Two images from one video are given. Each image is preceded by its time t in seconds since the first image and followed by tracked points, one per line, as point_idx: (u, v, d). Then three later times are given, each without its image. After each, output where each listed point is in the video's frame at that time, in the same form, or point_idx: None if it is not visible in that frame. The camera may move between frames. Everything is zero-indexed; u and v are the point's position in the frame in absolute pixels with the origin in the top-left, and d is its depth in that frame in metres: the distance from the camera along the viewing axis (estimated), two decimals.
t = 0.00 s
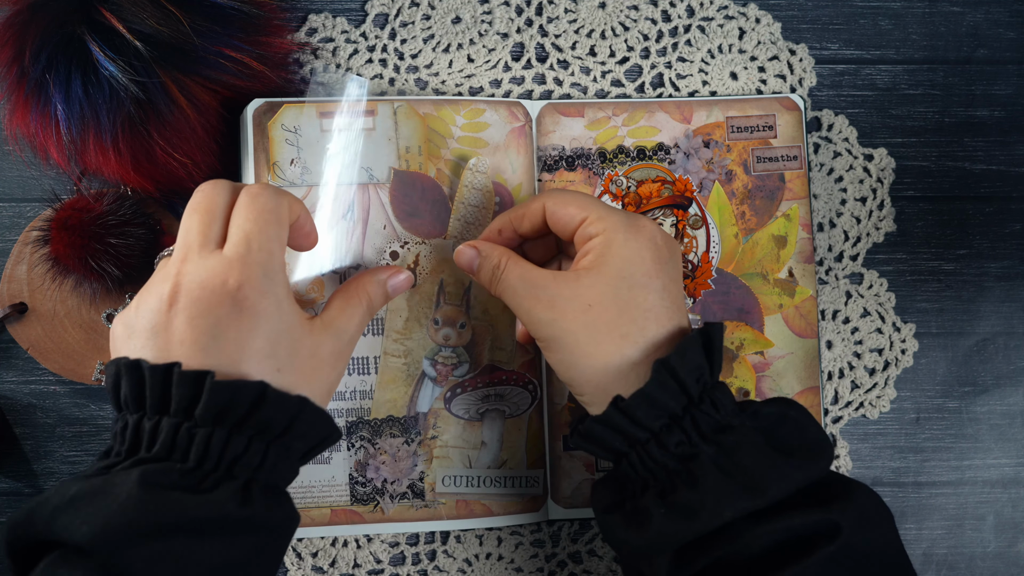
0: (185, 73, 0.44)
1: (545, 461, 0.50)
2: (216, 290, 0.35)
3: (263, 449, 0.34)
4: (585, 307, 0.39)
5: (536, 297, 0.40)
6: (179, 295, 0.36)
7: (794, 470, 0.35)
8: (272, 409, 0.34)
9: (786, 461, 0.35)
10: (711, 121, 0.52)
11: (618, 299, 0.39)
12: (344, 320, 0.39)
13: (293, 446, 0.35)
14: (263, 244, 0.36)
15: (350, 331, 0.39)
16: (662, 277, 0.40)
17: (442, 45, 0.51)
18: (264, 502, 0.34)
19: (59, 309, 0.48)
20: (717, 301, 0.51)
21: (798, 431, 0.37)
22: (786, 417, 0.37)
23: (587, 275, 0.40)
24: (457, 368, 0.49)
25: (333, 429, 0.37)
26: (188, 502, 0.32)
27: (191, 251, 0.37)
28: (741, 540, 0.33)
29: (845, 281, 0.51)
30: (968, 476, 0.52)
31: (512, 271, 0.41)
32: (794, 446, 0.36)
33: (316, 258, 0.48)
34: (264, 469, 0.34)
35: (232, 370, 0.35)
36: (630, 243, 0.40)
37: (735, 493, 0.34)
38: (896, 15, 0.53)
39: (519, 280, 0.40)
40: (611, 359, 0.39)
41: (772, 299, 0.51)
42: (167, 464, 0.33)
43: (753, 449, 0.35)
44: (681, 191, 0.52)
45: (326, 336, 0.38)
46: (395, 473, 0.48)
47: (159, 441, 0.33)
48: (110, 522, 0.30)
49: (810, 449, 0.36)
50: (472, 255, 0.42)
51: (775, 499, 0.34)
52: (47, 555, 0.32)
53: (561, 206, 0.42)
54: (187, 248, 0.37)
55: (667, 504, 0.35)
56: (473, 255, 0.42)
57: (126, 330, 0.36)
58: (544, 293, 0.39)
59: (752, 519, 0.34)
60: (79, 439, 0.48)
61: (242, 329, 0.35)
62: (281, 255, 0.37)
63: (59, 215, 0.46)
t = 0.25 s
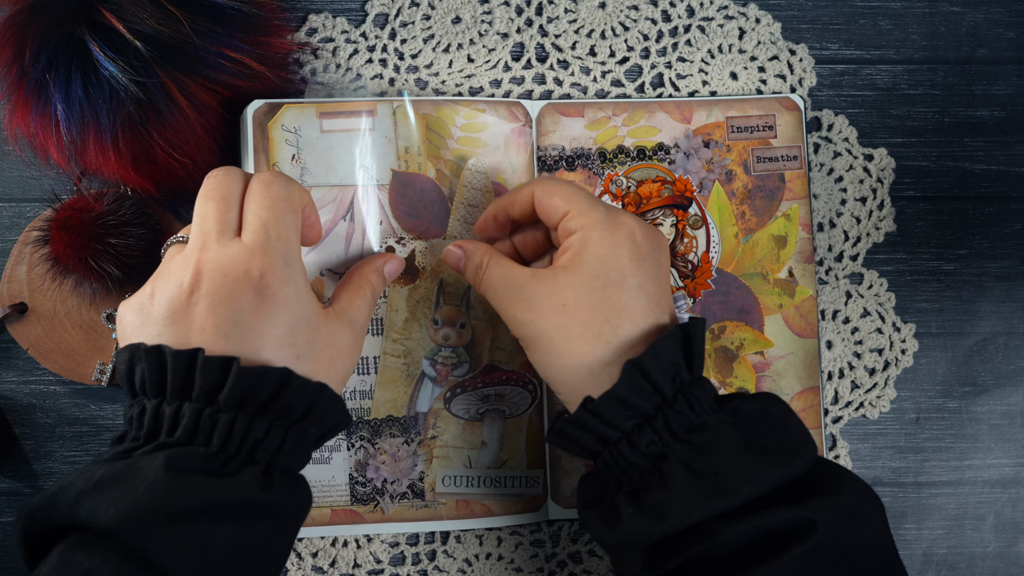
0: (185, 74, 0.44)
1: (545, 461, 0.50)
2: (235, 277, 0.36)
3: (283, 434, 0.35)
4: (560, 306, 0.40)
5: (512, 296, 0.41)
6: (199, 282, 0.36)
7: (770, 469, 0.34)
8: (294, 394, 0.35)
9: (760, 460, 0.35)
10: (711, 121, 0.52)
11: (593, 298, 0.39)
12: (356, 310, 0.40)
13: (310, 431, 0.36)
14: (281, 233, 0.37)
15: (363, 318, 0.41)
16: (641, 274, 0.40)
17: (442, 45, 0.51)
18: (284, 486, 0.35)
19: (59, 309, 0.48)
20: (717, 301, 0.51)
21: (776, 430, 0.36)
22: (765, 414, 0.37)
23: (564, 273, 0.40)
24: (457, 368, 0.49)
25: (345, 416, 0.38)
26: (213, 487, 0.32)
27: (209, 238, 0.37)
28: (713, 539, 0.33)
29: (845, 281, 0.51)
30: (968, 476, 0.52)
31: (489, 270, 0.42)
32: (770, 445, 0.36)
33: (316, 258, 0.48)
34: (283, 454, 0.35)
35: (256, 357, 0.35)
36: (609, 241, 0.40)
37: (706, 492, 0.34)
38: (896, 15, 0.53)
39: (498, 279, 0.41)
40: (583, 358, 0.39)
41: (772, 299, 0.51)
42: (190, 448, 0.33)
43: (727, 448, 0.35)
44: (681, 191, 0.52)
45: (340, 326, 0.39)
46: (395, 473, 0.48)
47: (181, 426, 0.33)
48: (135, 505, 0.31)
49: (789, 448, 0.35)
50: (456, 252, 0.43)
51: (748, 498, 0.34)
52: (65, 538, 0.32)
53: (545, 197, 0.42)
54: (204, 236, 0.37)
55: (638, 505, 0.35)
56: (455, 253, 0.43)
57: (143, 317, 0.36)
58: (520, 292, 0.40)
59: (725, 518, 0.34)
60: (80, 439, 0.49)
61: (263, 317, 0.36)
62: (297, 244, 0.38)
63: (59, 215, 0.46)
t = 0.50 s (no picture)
0: (186, 74, 0.44)
1: (545, 461, 0.50)
2: (182, 306, 0.33)
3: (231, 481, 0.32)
4: (597, 318, 0.36)
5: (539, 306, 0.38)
6: (145, 311, 0.33)
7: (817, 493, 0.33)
8: (240, 440, 0.32)
9: (809, 484, 0.33)
10: (711, 121, 0.52)
11: (631, 307, 0.37)
12: (328, 328, 0.37)
13: (263, 476, 0.33)
14: (231, 254, 0.34)
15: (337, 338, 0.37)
16: (675, 283, 0.37)
17: (442, 45, 0.51)
18: (233, 540, 0.32)
19: (58, 309, 0.48)
20: (717, 301, 0.51)
21: (818, 447, 0.35)
22: (803, 431, 0.35)
23: (597, 278, 0.37)
24: (457, 368, 0.49)
25: (312, 452, 0.35)
26: (152, 545, 0.30)
27: (157, 261, 0.34)
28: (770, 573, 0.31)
29: (845, 281, 0.51)
30: (968, 476, 0.52)
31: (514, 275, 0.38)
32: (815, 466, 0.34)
33: (316, 259, 0.49)
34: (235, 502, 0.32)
35: (200, 399, 0.33)
36: (642, 246, 0.37)
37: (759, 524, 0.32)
38: (896, 15, 0.53)
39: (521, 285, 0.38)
40: (622, 379, 0.37)
41: (772, 299, 0.51)
42: (128, 502, 0.31)
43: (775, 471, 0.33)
44: (681, 191, 0.52)
45: (309, 350, 0.36)
46: (395, 473, 0.48)
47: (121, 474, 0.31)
48: (64, 567, 0.29)
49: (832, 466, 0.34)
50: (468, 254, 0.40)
51: (801, 527, 0.32)
52: None
53: (577, 186, 0.40)
54: (153, 258, 0.34)
55: (686, 537, 0.33)
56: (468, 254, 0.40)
57: (93, 345, 0.34)
58: (549, 300, 0.37)
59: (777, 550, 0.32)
60: (79, 439, 0.48)
61: (212, 349, 0.33)
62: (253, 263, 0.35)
63: (59, 214, 0.46)
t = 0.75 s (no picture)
0: (186, 74, 0.44)
1: (545, 461, 0.49)
2: (82, 384, 0.29)
3: None
4: (648, 415, 0.31)
5: (580, 399, 0.32)
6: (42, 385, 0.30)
7: None
8: (142, 547, 0.29)
9: None
10: (711, 121, 0.52)
11: (691, 401, 0.31)
12: (270, 403, 0.32)
13: None
14: (139, 324, 0.29)
15: (282, 414, 0.33)
16: (741, 365, 0.32)
17: (442, 45, 0.51)
18: None
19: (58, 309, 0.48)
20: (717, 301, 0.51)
21: (891, 537, 0.32)
22: (876, 516, 0.33)
23: (654, 366, 0.31)
24: (457, 368, 0.49)
25: (229, 554, 0.31)
26: None
27: (58, 325, 0.30)
28: None
29: (845, 281, 0.51)
30: (968, 476, 0.52)
31: (548, 357, 0.32)
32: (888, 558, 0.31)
33: (316, 258, 0.49)
34: None
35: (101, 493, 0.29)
36: (706, 322, 0.31)
37: None
38: (896, 15, 0.53)
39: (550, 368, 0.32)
40: (682, 489, 0.32)
41: (772, 298, 0.51)
42: None
43: None
44: (681, 191, 0.52)
45: (239, 433, 0.31)
46: (395, 473, 0.48)
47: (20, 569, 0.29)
48: None
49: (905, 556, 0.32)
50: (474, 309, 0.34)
51: None
52: None
53: (626, 240, 0.33)
54: (55, 321, 0.30)
55: None
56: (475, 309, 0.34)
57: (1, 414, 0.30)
58: (591, 392, 0.31)
59: None
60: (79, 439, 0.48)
61: (114, 438, 0.29)
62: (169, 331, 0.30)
63: (59, 214, 0.46)
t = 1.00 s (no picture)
0: (185, 73, 0.44)
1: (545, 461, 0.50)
2: (132, 423, 0.32)
3: None
4: (577, 429, 0.35)
5: (522, 420, 0.36)
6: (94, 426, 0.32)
7: None
8: (185, 555, 0.32)
9: None
10: (712, 121, 0.52)
11: (611, 416, 0.35)
12: (286, 440, 0.36)
13: None
14: (184, 369, 0.32)
15: (293, 449, 0.36)
16: (656, 384, 0.36)
17: (442, 45, 0.51)
18: None
19: (58, 309, 0.48)
20: (717, 301, 0.51)
21: (806, 539, 0.34)
22: (795, 522, 0.35)
23: (577, 387, 0.36)
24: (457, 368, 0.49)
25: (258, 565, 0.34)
26: None
27: (111, 373, 0.33)
28: None
29: (845, 281, 0.51)
30: (968, 476, 0.52)
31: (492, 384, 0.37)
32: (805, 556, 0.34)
33: (316, 259, 0.49)
34: None
35: (147, 516, 0.32)
36: (623, 347, 0.36)
37: None
38: (896, 15, 0.53)
39: (501, 396, 0.37)
40: (613, 490, 0.36)
41: (772, 298, 0.51)
42: None
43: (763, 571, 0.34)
44: (681, 191, 0.52)
45: (263, 465, 0.35)
46: (395, 473, 0.48)
47: None
48: None
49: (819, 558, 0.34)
50: (442, 353, 0.39)
51: None
52: None
53: (552, 285, 0.38)
54: (105, 370, 0.33)
55: None
56: (442, 352, 0.39)
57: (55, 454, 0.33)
58: (528, 413, 0.36)
59: None
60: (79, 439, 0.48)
61: (162, 465, 0.32)
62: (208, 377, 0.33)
63: (59, 214, 0.46)
